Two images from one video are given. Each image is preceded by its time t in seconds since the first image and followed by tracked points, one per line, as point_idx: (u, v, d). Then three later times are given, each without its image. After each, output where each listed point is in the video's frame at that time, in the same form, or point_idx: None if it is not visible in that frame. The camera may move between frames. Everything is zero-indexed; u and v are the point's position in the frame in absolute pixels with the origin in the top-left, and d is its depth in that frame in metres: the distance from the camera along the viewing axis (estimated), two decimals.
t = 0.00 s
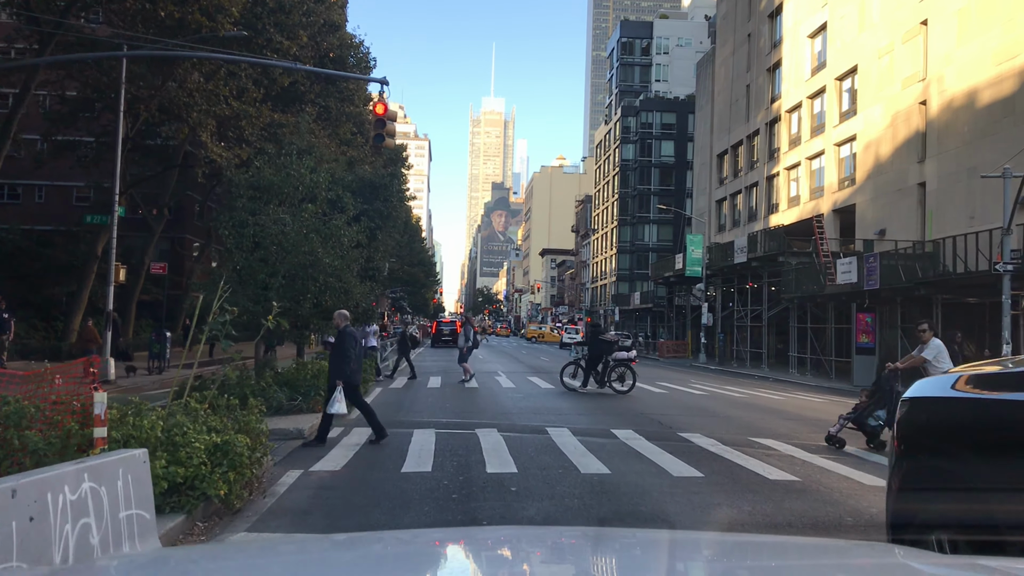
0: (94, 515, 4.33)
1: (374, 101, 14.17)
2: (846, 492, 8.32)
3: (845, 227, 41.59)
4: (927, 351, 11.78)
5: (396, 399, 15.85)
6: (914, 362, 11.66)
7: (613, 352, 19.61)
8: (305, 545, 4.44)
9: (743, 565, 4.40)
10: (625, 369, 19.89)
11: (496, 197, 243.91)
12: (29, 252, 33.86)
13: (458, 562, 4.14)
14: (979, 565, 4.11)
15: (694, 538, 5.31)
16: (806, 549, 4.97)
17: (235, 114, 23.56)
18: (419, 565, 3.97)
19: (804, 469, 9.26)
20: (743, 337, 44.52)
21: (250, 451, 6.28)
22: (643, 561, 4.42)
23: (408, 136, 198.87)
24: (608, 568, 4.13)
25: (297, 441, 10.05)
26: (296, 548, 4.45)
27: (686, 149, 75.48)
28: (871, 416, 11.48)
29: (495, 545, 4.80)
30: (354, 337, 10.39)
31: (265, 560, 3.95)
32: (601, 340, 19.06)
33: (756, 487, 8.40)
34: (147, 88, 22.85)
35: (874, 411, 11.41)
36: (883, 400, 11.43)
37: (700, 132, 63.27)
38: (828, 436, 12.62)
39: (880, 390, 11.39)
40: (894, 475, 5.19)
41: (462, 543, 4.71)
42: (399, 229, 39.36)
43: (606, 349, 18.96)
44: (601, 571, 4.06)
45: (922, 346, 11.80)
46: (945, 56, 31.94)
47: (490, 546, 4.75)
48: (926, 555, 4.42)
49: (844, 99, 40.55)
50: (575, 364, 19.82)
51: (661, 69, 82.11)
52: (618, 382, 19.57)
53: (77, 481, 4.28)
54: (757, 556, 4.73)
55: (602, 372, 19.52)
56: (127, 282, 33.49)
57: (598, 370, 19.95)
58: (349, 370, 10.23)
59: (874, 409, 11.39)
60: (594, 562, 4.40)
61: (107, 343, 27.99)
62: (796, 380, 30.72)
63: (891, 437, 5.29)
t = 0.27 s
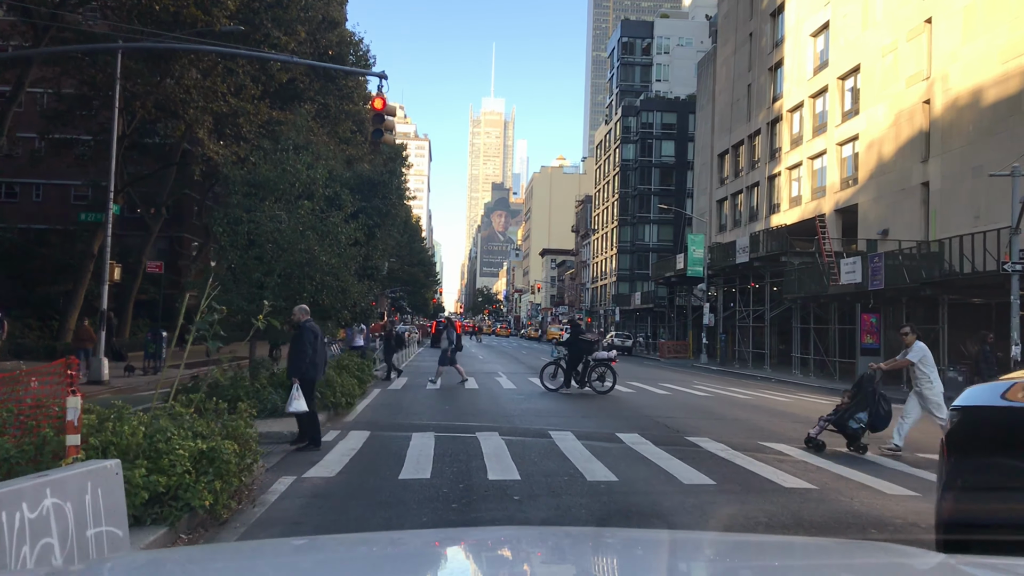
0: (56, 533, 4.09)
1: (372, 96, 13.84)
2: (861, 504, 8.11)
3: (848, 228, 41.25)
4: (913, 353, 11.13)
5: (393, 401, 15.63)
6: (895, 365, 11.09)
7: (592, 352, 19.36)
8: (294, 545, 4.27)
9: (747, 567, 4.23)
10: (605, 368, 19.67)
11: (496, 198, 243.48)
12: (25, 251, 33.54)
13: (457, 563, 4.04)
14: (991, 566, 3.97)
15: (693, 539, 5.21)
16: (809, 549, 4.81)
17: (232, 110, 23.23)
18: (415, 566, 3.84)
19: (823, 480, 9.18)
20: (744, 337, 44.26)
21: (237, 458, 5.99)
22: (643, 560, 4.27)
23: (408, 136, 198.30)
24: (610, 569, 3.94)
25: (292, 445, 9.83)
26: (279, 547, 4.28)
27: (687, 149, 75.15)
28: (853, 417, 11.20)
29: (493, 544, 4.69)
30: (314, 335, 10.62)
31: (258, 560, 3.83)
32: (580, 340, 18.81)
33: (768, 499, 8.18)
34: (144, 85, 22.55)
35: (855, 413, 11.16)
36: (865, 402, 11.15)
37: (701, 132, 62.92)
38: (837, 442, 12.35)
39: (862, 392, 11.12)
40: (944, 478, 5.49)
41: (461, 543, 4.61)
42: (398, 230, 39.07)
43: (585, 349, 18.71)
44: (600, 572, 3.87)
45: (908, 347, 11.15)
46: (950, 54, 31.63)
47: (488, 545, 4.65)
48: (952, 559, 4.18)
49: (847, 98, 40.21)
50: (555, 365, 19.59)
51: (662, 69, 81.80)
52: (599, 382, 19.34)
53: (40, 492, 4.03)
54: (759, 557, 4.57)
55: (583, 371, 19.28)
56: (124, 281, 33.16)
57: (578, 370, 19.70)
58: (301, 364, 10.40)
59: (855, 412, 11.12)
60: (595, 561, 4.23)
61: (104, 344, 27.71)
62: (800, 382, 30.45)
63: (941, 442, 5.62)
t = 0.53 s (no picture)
0: (17, 554, 3.80)
1: (370, 89, 13.59)
2: (869, 508, 8.00)
3: (852, 226, 40.96)
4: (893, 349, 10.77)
5: (391, 402, 15.35)
6: (876, 362, 10.72)
7: (573, 351, 19.31)
8: (301, 544, 4.34)
9: (743, 565, 4.48)
10: (585, 368, 19.65)
11: (496, 197, 243.05)
12: (22, 249, 33.38)
13: (459, 564, 3.98)
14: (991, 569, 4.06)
15: (693, 539, 5.34)
16: (809, 551, 5.01)
17: (229, 106, 22.98)
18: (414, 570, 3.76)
19: (835, 484, 9.00)
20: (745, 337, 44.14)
21: (225, 464, 5.69)
22: (643, 560, 4.40)
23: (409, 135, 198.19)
24: (610, 568, 4.06)
25: (287, 447, 9.58)
26: (284, 546, 4.33)
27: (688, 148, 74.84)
28: (832, 419, 10.73)
29: (493, 544, 4.63)
30: (270, 339, 9.35)
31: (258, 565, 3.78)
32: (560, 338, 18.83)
33: (777, 503, 8.06)
34: (141, 81, 22.36)
35: (835, 414, 10.69)
36: (845, 402, 10.69)
37: (703, 130, 62.60)
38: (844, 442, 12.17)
39: (841, 392, 10.66)
40: (995, 478, 5.57)
41: (462, 544, 4.51)
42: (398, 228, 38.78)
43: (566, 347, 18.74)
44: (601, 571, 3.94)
45: (887, 343, 10.79)
46: (956, 53, 31.34)
47: (488, 546, 4.52)
48: (933, 559, 4.55)
49: (850, 96, 39.92)
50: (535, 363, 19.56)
51: (664, 67, 81.43)
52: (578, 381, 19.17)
53: None
54: (759, 557, 4.76)
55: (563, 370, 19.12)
56: (122, 280, 32.97)
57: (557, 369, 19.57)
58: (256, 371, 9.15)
59: (834, 414, 10.68)
60: (594, 561, 4.32)
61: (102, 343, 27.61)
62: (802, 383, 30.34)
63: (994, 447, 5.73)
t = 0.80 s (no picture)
0: None
1: (370, 83, 13.37)
2: (880, 512, 7.83)
3: (854, 225, 40.74)
4: (873, 350, 10.37)
5: (391, 402, 15.09)
6: (855, 364, 10.36)
7: (554, 349, 19.27)
8: (304, 544, 4.40)
9: (742, 567, 4.42)
10: (565, 367, 19.62)
11: (496, 195, 242.65)
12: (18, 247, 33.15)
13: (460, 566, 3.96)
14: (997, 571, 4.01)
15: (692, 539, 5.20)
16: (814, 551, 4.91)
17: (227, 102, 22.74)
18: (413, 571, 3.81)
19: (847, 488, 8.80)
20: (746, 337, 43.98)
21: (213, 470, 5.48)
22: (644, 562, 4.33)
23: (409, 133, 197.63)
24: (611, 571, 4.01)
25: (282, 449, 9.32)
26: (282, 548, 4.32)
27: (689, 147, 74.59)
28: (809, 419, 10.44)
29: (493, 545, 4.60)
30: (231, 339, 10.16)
31: (260, 565, 3.81)
32: (541, 337, 18.78)
33: (787, 506, 7.90)
34: (138, 77, 22.10)
35: (813, 415, 10.38)
36: (823, 403, 10.35)
37: (704, 129, 62.34)
38: (851, 444, 11.97)
39: (819, 394, 10.32)
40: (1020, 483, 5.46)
41: (462, 544, 4.51)
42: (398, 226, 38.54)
43: (546, 346, 18.68)
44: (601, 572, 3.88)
45: (867, 344, 10.37)
46: (961, 50, 31.08)
47: (488, 548, 4.46)
48: (908, 555, 4.76)
49: (854, 94, 39.67)
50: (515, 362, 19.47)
51: (665, 66, 81.13)
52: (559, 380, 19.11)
53: None
54: (762, 558, 4.70)
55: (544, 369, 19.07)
56: (120, 278, 32.73)
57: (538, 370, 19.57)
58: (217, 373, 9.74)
59: (811, 414, 10.37)
60: (594, 562, 4.29)
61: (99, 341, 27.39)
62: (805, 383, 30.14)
63: None
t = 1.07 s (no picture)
0: None
1: (368, 76, 13.12)
2: (893, 516, 7.58)
3: (857, 224, 40.50)
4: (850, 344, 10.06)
5: (390, 403, 14.85)
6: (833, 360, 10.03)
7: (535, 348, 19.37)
8: (303, 546, 4.38)
9: (745, 567, 4.25)
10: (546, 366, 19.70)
11: (496, 195, 242.22)
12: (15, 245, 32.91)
13: (459, 566, 3.87)
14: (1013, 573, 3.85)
15: (693, 538, 4.99)
16: (817, 550, 4.75)
17: (224, 99, 22.51)
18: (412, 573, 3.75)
19: (859, 492, 8.53)
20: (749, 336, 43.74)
21: (202, 476, 5.39)
22: (646, 563, 4.17)
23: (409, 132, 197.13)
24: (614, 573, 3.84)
25: (278, 452, 9.10)
26: (273, 551, 4.17)
27: (690, 145, 74.31)
28: (787, 419, 10.11)
29: (493, 546, 4.46)
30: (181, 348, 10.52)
31: (258, 564, 3.76)
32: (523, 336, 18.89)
33: (797, 511, 7.66)
34: (134, 73, 21.86)
35: (791, 415, 10.05)
36: (800, 403, 10.02)
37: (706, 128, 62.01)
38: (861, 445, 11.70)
39: (796, 393, 9.99)
40: None
41: (463, 544, 4.42)
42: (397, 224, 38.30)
43: (528, 345, 18.77)
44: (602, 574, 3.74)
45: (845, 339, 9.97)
46: (965, 47, 30.81)
47: (488, 548, 4.35)
48: (891, 554, 4.63)
49: (856, 92, 39.39)
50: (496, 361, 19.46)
51: (666, 64, 80.83)
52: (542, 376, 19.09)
53: None
54: (769, 557, 4.53)
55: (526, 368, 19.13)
56: (118, 276, 32.50)
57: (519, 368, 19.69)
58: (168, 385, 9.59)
59: (789, 414, 10.05)
60: (595, 562, 4.16)
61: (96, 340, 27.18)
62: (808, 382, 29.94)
63: None
